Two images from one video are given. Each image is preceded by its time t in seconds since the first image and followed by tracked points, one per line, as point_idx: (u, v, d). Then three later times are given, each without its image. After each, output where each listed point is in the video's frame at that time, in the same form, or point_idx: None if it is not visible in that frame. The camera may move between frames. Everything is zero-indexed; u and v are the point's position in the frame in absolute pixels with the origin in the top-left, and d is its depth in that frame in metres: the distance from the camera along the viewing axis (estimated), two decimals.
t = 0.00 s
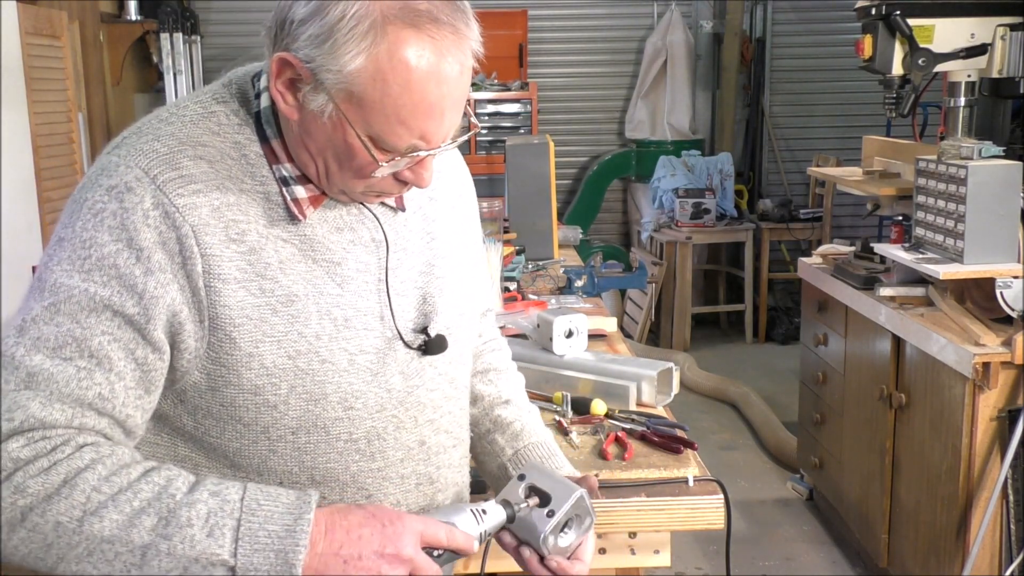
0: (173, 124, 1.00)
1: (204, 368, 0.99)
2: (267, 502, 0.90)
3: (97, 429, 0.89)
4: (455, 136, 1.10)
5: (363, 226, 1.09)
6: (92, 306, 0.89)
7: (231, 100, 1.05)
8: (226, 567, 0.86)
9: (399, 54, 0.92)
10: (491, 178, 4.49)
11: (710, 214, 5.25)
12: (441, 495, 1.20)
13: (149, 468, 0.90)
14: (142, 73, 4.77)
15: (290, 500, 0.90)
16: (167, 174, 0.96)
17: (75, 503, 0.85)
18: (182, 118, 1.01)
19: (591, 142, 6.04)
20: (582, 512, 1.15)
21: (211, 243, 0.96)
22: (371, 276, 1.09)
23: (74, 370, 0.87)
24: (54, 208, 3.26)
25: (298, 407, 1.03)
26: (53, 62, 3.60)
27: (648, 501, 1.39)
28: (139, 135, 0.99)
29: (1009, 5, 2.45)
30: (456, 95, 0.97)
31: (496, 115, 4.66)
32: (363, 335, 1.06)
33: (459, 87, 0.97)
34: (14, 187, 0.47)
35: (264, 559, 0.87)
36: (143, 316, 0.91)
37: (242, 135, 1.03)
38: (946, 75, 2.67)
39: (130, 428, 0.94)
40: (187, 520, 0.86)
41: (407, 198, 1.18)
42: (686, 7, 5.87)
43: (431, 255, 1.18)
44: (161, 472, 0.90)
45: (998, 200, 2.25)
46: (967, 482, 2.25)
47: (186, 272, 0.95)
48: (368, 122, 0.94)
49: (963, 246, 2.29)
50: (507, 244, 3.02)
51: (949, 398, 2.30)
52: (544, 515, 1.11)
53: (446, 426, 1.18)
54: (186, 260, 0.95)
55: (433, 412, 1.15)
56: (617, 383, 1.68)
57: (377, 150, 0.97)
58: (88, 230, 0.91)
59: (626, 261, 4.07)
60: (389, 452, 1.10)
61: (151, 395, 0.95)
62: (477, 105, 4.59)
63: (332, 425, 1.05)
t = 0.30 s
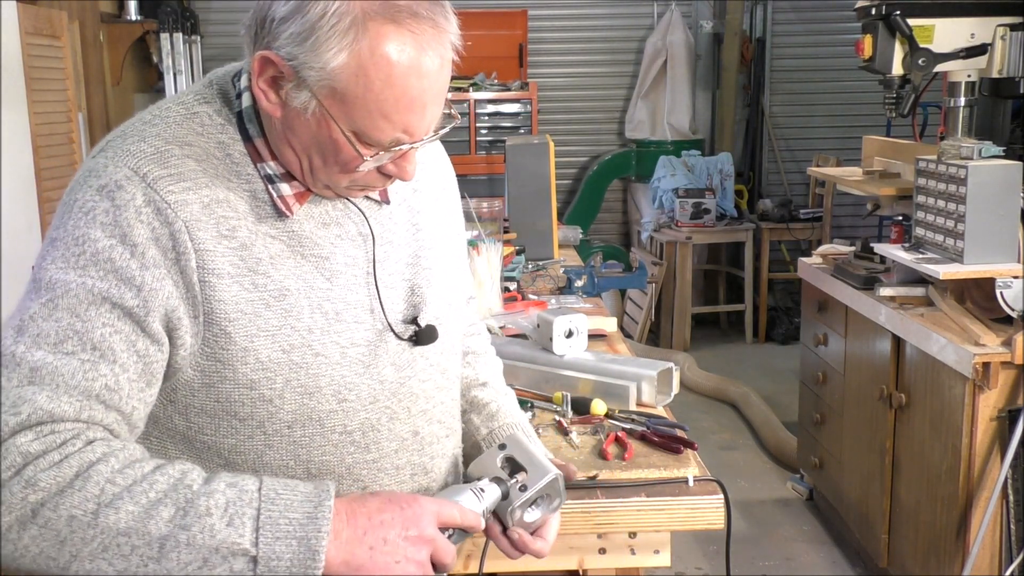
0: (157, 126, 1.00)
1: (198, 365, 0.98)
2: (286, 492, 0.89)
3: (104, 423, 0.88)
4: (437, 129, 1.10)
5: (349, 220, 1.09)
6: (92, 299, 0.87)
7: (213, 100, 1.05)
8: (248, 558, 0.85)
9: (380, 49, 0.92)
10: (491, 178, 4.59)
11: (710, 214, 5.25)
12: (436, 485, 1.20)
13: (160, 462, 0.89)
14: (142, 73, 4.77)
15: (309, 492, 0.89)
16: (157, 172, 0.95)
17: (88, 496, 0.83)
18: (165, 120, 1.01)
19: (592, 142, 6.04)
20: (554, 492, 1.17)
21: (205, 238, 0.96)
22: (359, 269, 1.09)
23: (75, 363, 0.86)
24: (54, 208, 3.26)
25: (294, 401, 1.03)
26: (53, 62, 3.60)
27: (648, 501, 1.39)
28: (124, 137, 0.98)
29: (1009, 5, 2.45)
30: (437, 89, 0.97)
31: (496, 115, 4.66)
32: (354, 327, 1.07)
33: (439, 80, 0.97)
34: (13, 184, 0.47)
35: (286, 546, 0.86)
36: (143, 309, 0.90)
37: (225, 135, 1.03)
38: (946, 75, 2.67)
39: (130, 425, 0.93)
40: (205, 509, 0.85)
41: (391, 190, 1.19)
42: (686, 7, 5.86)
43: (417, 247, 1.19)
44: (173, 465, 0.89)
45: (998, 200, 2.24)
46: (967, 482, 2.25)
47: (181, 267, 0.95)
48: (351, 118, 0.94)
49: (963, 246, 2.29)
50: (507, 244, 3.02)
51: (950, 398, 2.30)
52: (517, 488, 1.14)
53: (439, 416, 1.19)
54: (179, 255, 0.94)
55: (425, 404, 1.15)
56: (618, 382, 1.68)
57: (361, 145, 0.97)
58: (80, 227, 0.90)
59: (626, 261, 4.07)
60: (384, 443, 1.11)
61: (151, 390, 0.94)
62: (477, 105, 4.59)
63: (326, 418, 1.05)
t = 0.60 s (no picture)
0: (145, 129, 0.99)
1: (188, 370, 0.98)
2: (188, 543, 0.92)
3: (54, 438, 0.91)
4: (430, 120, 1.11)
5: (346, 212, 1.10)
6: (53, 320, 0.88)
7: (202, 100, 1.04)
8: None
9: (378, 41, 0.93)
10: (491, 178, 4.66)
11: (710, 213, 5.25)
12: (456, 470, 1.20)
13: (96, 483, 0.92)
14: (142, 73, 4.77)
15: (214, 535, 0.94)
16: (138, 180, 0.94)
17: (15, 515, 0.88)
18: (154, 122, 1.00)
19: (592, 142, 6.03)
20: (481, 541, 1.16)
21: (186, 247, 0.95)
22: (360, 259, 1.09)
23: (25, 383, 0.87)
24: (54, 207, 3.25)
25: (300, 395, 1.02)
26: (53, 61, 3.60)
27: (647, 501, 1.39)
28: (113, 141, 0.98)
29: (1009, 4, 2.45)
30: (431, 84, 0.98)
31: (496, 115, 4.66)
32: (359, 317, 1.07)
33: (434, 76, 0.98)
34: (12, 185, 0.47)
35: None
36: (105, 329, 0.90)
37: (217, 132, 1.02)
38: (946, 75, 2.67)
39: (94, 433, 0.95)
40: (110, 551, 0.90)
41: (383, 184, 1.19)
42: (686, 7, 5.86)
43: (413, 238, 1.19)
44: (105, 490, 0.92)
45: (998, 200, 2.25)
46: (968, 482, 2.25)
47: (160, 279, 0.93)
48: (345, 108, 0.95)
49: (963, 246, 2.28)
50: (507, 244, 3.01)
51: (950, 398, 2.30)
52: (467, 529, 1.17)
53: (450, 401, 1.19)
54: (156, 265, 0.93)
55: (433, 394, 1.15)
56: (618, 382, 1.68)
57: (353, 135, 0.97)
58: (55, 239, 0.90)
59: (626, 261, 4.07)
60: (401, 430, 1.11)
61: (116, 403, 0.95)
62: (477, 105, 4.59)
63: (338, 409, 1.05)
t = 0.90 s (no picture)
0: (151, 123, 1.00)
1: (190, 359, 0.99)
2: (251, 493, 0.92)
3: (88, 427, 0.91)
4: (431, 125, 1.10)
5: (345, 215, 1.09)
6: (78, 308, 0.90)
7: (209, 97, 1.05)
8: (215, 555, 0.90)
9: (371, 49, 0.92)
10: (491, 178, 4.62)
11: (710, 214, 5.25)
12: (436, 479, 1.19)
13: (138, 462, 0.93)
14: (142, 73, 4.77)
15: (275, 487, 0.93)
16: (145, 170, 0.95)
17: (70, 501, 0.88)
18: (159, 117, 1.01)
19: (591, 142, 6.04)
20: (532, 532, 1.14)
21: (191, 236, 0.96)
22: (355, 261, 1.09)
23: (58, 373, 0.89)
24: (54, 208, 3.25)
25: (286, 392, 1.02)
26: (53, 62, 3.60)
27: (648, 501, 1.39)
28: (118, 134, 0.99)
29: (1009, 5, 2.45)
30: (428, 88, 0.98)
31: (496, 115, 4.66)
32: (350, 320, 1.06)
33: (431, 80, 0.97)
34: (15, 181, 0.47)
35: (249, 546, 0.90)
36: (128, 314, 0.92)
37: (221, 130, 1.03)
38: (946, 75, 2.68)
39: (119, 423, 0.95)
40: (175, 513, 0.89)
41: (387, 186, 1.19)
42: (686, 7, 5.87)
43: (413, 243, 1.19)
44: (150, 465, 0.93)
45: (998, 201, 2.25)
46: (968, 482, 2.25)
47: (168, 266, 0.95)
48: (343, 115, 0.95)
49: (963, 245, 2.28)
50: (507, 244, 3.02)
51: (949, 398, 2.30)
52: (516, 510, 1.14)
53: (437, 409, 1.18)
54: (167, 253, 0.95)
55: (422, 396, 1.15)
56: (616, 382, 1.68)
57: (352, 142, 0.97)
58: (70, 230, 0.91)
59: (625, 261, 4.07)
60: (381, 434, 1.10)
61: (138, 390, 0.96)
62: (477, 105, 4.59)
63: (322, 409, 1.04)
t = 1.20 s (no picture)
0: (152, 125, 1.00)
1: (192, 363, 0.99)
2: (250, 499, 0.93)
3: (89, 432, 0.91)
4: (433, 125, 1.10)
5: (348, 217, 1.09)
6: (80, 313, 0.90)
7: (211, 99, 1.05)
8: (214, 561, 0.92)
9: (371, 49, 0.92)
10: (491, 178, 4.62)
11: (710, 214, 5.25)
12: (439, 481, 1.19)
13: (138, 468, 0.93)
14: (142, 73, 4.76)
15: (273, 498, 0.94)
16: (148, 174, 0.95)
17: (70, 507, 0.88)
18: (161, 119, 1.01)
19: (592, 142, 6.04)
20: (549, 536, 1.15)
21: (193, 240, 0.96)
22: (358, 264, 1.09)
23: (61, 378, 0.89)
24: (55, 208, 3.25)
25: (291, 395, 1.02)
26: (53, 61, 3.60)
27: (648, 500, 1.39)
28: (119, 136, 0.99)
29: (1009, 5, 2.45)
30: (429, 88, 0.97)
31: (496, 115, 4.67)
32: (353, 322, 1.06)
33: (432, 79, 0.97)
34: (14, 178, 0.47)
35: (248, 553, 0.92)
36: (129, 319, 0.92)
37: (222, 131, 1.03)
38: (946, 75, 2.67)
39: (124, 428, 0.96)
40: (175, 520, 0.90)
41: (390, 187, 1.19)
42: (686, 7, 5.86)
43: (417, 244, 1.18)
44: (149, 472, 0.93)
45: (998, 200, 2.24)
46: (968, 482, 2.25)
47: (170, 270, 0.95)
48: (343, 117, 0.94)
49: (964, 246, 2.28)
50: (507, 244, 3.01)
51: (950, 398, 2.30)
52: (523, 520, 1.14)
53: (441, 411, 1.18)
54: (169, 257, 0.95)
55: (427, 398, 1.15)
56: (617, 383, 1.68)
57: (353, 143, 0.97)
58: (72, 234, 0.91)
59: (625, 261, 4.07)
60: (386, 436, 1.10)
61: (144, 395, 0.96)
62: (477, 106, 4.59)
63: (326, 412, 1.04)
